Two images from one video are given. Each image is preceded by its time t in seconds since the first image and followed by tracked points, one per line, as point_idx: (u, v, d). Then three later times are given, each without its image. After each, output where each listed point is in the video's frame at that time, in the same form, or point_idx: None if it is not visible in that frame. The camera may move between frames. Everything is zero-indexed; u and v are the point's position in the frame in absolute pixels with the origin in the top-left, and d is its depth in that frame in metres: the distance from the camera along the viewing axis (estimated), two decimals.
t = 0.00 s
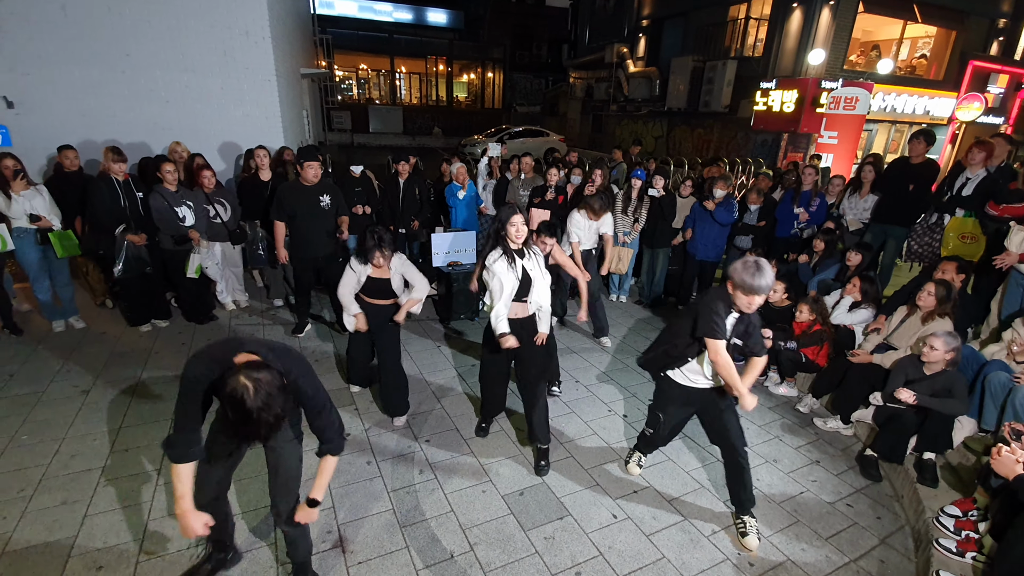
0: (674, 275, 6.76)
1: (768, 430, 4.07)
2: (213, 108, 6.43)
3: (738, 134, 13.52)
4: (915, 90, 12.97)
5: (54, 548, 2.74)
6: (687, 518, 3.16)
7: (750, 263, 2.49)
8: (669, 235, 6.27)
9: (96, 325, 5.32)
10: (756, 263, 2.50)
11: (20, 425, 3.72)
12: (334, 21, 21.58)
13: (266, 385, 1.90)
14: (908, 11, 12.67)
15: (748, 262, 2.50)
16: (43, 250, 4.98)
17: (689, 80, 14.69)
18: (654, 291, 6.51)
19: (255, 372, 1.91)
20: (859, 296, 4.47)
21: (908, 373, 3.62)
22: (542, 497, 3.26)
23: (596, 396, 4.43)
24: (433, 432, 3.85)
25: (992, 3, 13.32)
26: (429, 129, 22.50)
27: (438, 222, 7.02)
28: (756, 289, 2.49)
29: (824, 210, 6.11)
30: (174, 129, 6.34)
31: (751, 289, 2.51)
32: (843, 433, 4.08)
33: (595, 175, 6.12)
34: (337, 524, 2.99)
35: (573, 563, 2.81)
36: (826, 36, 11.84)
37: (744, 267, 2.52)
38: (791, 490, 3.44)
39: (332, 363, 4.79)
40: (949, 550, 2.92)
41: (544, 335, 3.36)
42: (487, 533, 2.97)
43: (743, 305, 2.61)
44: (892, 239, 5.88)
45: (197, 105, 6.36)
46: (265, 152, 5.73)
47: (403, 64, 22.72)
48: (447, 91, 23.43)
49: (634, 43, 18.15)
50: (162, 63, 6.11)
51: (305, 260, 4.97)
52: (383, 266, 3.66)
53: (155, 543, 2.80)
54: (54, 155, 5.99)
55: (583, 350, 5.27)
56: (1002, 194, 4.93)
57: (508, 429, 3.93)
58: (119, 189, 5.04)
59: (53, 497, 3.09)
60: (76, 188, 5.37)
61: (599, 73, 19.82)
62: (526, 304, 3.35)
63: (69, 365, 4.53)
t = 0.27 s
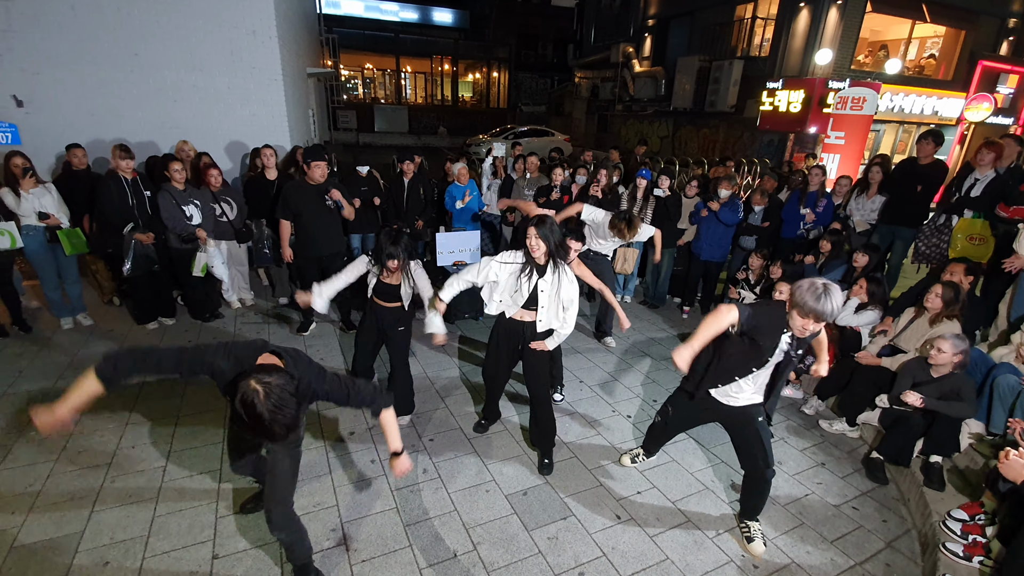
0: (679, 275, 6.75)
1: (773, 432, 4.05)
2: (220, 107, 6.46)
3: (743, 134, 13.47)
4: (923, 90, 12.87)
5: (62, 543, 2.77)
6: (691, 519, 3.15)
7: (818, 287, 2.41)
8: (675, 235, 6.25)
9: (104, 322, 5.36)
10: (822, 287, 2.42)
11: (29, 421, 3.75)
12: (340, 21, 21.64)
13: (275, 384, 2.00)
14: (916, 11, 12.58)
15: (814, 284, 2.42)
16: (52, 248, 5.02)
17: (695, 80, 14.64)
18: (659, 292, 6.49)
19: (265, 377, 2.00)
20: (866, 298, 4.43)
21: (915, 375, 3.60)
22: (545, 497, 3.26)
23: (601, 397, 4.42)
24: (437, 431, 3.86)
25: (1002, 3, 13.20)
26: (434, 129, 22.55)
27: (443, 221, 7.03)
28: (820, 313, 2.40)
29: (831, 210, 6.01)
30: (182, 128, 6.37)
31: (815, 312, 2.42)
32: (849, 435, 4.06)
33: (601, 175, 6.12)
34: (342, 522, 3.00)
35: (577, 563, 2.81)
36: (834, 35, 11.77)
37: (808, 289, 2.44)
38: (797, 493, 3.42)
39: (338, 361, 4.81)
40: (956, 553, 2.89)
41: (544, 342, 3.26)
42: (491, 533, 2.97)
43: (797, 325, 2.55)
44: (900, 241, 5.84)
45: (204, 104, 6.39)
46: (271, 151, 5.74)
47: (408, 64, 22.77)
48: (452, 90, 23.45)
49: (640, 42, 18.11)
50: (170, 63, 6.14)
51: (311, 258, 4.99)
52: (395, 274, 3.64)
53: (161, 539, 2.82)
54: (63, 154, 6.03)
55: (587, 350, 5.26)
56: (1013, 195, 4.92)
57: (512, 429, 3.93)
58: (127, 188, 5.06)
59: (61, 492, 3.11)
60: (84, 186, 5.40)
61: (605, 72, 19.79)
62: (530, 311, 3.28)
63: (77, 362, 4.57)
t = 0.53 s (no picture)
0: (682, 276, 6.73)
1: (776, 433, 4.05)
2: (224, 107, 6.48)
3: (747, 134, 13.44)
4: (928, 91, 12.81)
5: (64, 541, 2.78)
6: (692, 520, 3.15)
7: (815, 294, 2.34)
8: (678, 235, 6.24)
9: (107, 321, 5.37)
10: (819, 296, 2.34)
11: (33, 418, 3.77)
12: (343, 20, 21.69)
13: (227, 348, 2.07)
14: (922, 11, 12.52)
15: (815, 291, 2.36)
16: (56, 246, 5.05)
17: (699, 80, 14.61)
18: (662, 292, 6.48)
19: (219, 336, 2.10)
20: (870, 299, 4.39)
21: (919, 377, 3.59)
22: (547, 497, 3.25)
23: (603, 397, 4.42)
24: (439, 431, 3.85)
25: (1008, 3, 13.13)
26: (437, 128, 22.57)
27: (445, 221, 7.04)
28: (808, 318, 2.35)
29: (835, 211, 6.02)
30: (186, 127, 6.39)
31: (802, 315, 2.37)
32: (853, 437, 4.04)
33: (603, 175, 6.16)
34: (344, 521, 3.00)
35: (578, 564, 2.80)
36: (839, 35, 11.72)
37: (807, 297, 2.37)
38: (799, 494, 3.41)
39: (340, 360, 4.81)
40: (960, 557, 2.88)
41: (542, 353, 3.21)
42: (492, 533, 2.97)
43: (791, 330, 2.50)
44: (904, 242, 5.82)
45: (209, 103, 6.41)
46: (275, 150, 5.74)
47: (411, 64, 22.83)
48: (456, 90, 23.48)
49: (643, 42, 18.07)
50: (174, 63, 6.16)
51: (314, 258, 5.00)
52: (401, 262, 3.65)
53: (163, 538, 2.83)
54: (68, 153, 6.06)
55: (590, 351, 5.25)
56: (1018, 196, 4.90)
57: (513, 429, 3.93)
58: (132, 187, 5.07)
59: (64, 490, 3.13)
60: (89, 185, 5.42)
61: (608, 73, 19.77)
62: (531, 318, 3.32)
63: (81, 360, 4.58)
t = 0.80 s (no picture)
0: (684, 276, 6.72)
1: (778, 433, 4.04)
2: (227, 106, 6.49)
3: (750, 134, 13.42)
4: (931, 91, 12.78)
5: (66, 540, 2.77)
6: (695, 521, 3.14)
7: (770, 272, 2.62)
8: (680, 235, 6.23)
9: (110, 320, 5.38)
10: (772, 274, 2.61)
11: (36, 417, 3.78)
12: (346, 20, 21.73)
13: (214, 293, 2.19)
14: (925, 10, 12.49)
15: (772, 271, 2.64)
16: (59, 246, 5.06)
17: (701, 80, 14.60)
18: (664, 292, 6.47)
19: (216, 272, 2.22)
20: (873, 299, 4.40)
21: (922, 377, 3.59)
22: (549, 497, 3.25)
23: (605, 397, 4.41)
24: (440, 431, 3.85)
25: (1012, 2, 13.07)
26: (440, 128, 22.58)
27: (447, 221, 7.04)
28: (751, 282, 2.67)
29: (837, 211, 6.04)
30: (188, 127, 6.40)
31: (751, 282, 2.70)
32: (855, 438, 4.03)
33: (606, 175, 6.16)
34: (346, 520, 3.00)
35: (580, 564, 2.80)
36: (842, 35, 11.69)
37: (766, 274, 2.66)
38: (802, 495, 3.40)
39: (342, 360, 4.82)
40: (963, 558, 2.86)
41: (544, 361, 3.22)
42: (494, 533, 2.97)
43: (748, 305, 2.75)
44: (907, 242, 5.81)
45: (211, 103, 6.42)
46: (278, 150, 5.75)
47: (414, 64, 22.85)
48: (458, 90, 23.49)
49: (646, 42, 18.04)
50: (177, 63, 6.17)
51: (317, 258, 5.00)
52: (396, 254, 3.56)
53: (165, 537, 2.83)
54: (71, 153, 6.07)
55: (592, 351, 5.25)
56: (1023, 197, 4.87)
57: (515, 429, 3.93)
58: (134, 187, 5.08)
59: (66, 489, 3.13)
60: (92, 185, 5.43)
61: (610, 72, 19.75)
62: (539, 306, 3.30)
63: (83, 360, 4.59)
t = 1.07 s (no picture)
0: (685, 275, 6.72)
1: (779, 433, 4.03)
2: (228, 105, 6.49)
3: (751, 134, 13.42)
4: (934, 90, 12.75)
5: (67, 539, 2.78)
6: (695, 521, 3.14)
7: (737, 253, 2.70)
8: (682, 234, 6.22)
9: (112, 319, 5.39)
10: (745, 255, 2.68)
11: (37, 415, 3.79)
12: (347, 19, 21.82)
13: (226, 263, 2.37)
14: (927, 10, 12.45)
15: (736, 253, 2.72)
16: (61, 244, 5.06)
17: (703, 79, 14.60)
18: (665, 292, 6.48)
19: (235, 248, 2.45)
20: (875, 299, 4.41)
21: (924, 378, 3.58)
22: (549, 497, 3.25)
23: (606, 397, 4.41)
24: (441, 430, 3.85)
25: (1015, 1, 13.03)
26: (441, 128, 22.57)
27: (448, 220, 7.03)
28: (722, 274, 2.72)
29: (839, 211, 5.99)
30: (190, 126, 6.41)
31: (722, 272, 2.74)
32: (857, 438, 4.02)
33: (607, 174, 6.16)
34: (347, 519, 3.01)
35: (580, 564, 2.80)
36: (844, 34, 11.66)
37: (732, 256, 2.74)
38: (803, 495, 3.40)
39: (343, 359, 4.82)
40: (964, 558, 2.86)
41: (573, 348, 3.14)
42: (494, 532, 2.97)
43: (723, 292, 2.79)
44: (909, 242, 5.80)
45: (213, 102, 6.42)
46: (279, 149, 5.76)
47: (415, 63, 22.86)
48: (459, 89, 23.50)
49: (647, 41, 18.02)
50: (178, 62, 6.18)
51: (318, 257, 5.01)
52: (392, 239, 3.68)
53: (167, 535, 2.84)
54: (73, 151, 6.08)
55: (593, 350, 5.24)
56: None
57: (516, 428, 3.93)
58: (136, 186, 5.08)
59: (68, 487, 3.14)
60: (94, 184, 5.43)
61: (612, 72, 19.73)
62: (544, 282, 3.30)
63: (85, 358, 4.60)
